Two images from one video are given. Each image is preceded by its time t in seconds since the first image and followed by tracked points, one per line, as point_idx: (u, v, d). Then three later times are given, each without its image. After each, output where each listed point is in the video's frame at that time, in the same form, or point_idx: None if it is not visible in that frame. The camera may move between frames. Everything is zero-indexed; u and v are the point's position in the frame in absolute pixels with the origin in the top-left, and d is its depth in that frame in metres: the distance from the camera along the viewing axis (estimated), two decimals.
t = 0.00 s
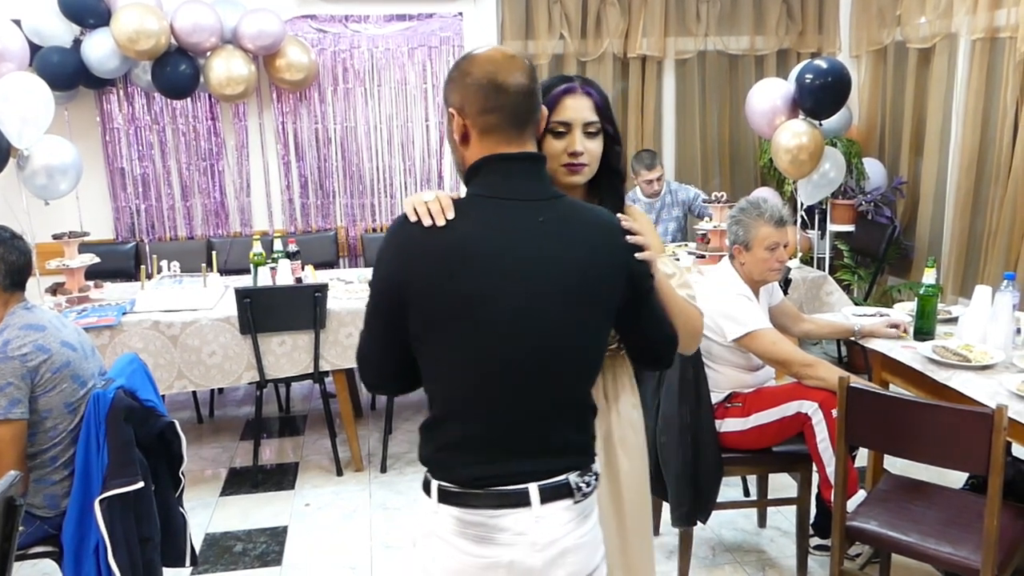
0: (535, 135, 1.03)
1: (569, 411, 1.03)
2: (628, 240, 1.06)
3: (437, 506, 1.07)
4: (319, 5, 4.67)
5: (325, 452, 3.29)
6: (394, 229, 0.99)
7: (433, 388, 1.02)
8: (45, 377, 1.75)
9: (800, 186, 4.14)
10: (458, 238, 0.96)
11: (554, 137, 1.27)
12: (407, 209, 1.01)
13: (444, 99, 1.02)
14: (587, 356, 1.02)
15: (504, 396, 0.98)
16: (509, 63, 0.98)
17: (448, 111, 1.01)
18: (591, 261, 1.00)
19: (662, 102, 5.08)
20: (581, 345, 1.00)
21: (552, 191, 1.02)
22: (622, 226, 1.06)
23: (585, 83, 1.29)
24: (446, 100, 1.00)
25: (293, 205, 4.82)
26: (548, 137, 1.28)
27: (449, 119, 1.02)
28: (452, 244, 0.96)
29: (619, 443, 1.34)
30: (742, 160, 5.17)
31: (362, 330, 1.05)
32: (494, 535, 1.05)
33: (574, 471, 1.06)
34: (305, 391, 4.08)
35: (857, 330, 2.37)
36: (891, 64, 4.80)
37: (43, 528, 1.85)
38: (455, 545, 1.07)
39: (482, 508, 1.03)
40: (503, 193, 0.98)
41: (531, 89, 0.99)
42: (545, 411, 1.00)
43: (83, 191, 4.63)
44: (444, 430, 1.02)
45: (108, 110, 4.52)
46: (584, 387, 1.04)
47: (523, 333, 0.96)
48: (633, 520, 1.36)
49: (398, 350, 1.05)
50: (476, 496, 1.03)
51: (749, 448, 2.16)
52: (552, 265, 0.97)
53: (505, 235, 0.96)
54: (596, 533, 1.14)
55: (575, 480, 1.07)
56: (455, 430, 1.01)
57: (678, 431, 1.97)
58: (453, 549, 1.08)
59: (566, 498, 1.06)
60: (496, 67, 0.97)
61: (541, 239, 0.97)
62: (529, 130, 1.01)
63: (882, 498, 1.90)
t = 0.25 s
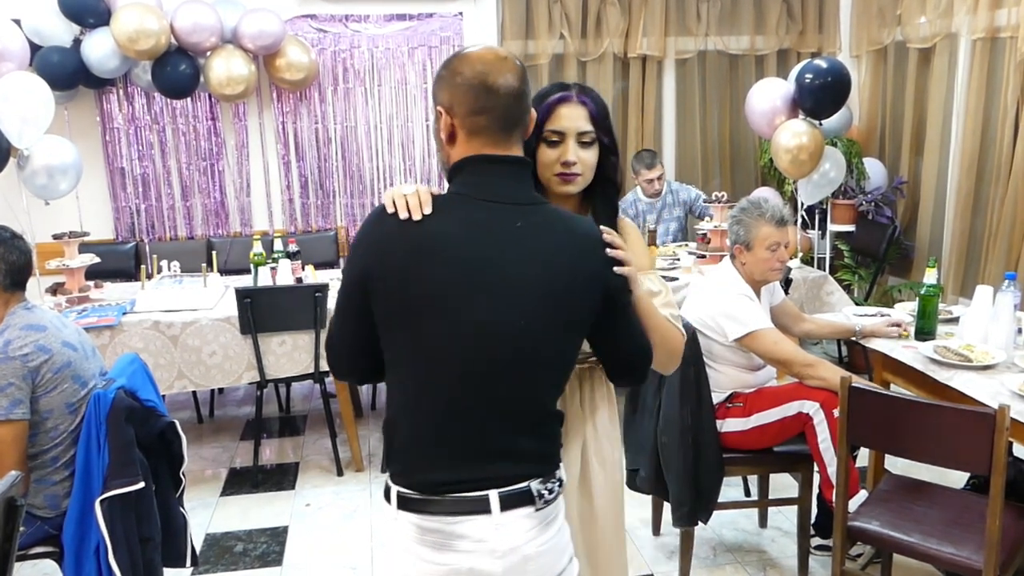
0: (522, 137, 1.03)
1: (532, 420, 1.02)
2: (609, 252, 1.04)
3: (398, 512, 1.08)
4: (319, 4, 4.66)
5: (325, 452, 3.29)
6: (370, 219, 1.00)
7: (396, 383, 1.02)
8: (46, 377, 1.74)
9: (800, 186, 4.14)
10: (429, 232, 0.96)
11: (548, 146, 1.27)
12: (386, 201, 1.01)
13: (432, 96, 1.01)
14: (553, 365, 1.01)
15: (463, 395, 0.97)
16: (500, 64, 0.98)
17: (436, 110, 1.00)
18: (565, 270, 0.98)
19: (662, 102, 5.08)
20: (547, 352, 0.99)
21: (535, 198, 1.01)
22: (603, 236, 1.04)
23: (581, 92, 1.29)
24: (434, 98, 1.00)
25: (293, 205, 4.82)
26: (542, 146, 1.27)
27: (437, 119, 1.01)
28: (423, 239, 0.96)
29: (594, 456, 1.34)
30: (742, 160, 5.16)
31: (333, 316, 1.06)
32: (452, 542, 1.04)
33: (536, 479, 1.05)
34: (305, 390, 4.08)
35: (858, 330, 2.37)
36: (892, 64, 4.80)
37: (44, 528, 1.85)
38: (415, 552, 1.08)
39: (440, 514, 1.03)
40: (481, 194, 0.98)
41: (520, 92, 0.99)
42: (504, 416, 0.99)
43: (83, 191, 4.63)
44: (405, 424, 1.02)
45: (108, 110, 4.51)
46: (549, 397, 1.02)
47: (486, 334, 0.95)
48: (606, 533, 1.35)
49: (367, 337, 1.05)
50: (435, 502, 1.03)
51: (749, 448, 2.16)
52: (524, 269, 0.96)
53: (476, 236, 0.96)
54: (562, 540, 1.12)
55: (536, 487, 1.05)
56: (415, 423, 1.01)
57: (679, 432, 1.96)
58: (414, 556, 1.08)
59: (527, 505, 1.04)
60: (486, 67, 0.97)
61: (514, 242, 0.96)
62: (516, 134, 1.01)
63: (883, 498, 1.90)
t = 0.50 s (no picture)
0: (525, 145, 1.03)
1: (513, 430, 1.01)
2: (601, 266, 1.04)
3: (376, 517, 1.09)
4: (318, 4, 4.66)
5: (324, 452, 3.29)
6: (363, 216, 1.00)
7: (379, 381, 1.02)
8: (45, 377, 1.74)
9: (799, 186, 4.14)
10: (418, 233, 0.97)
11: (544, 146, 1.27)
12: (381, 201, 1.02)
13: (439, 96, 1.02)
14: (537, 376, 1.00)
15: (443, 399, 0.97)
16: (509, 71, 0.98)
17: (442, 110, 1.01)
18: (554, 282, 0.98)
19: (662, 101, 5.08)
20: (531, 363, 0.98)
21: (532, 207, 1.01)
22: (596, 250, 1.04)
23: (578, 91, 1.27)
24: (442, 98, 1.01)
25: (292, 205, 4.82)
26: (540, 146, 1.27)
27: (442, 117, 1.02)
28: (413, 240, 0.96)
29: (596, 458, 1.34)
30: (742, 160, 5.17)
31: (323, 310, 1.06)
32: (428, 549, 1.04)
33: (515, 489, 1.04)
34: (304, 390, 4.08)
35: (857, 329, 2.37)
36: (891, 64, 4.80)
37: (43, 529, 1.84)
38: (394, 558, 1.08)
39: (416, 520, 1.03)
40: (474, 200, 0.98)
41: (526, 101, 0.99)
42: (484, 424, 0.98)
43: (83, 190, 4.62)
44: (385, 423, 1.02)
45: (107, 110, 4.51)
46: (531, 409, 1.01)
47: (469, 340, 0.95)
48: (611, 538, 1.33)
49: (356, 333, 1.06)
50: (412, 508, 1.03)
51: (749, 448, 2.16)
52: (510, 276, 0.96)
53: (465, 240, 0.96)
54: (542, 551, 1.12)
55: (515, 498, 1.04)
56: (395, 423, 1.00)
57: (679, 432, 1.96)
58: (393, 562, 1.08)
59: (504, 515, 1.03)
60: (493, 73, 0.97)
61: (503, 250, 0.96)
62: (517, 141, 1.01)
63: (883, 498, 1.90)
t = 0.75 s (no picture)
0: (535, 141, 1.02)
1: (526, 429, 1.01)
2: (616, 262, 1.01)
3: (393, 507, 1.09)
4: (318, 4, 4.66)
5: (324, 452, 3.29)
6: (376, 217, 1.02)
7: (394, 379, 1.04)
8: (45, 377, 1.74)
9: (799, 185, 4.14)
10: (427, 233, 0.98)
11: (561, 145, 1.27)
12: (395, 200, 1.03)
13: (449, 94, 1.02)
14: (549, 376, 0.99)
15: (453, 398, 0.98)
16: (515, 67, 0.98)
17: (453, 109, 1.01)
18: (563, 281, 0.96)
19: (661, 101, 5.08)
20: (541, 362, 0.98)
21: (545, 204, 1.01)
22: (611, 245, 1.02)
23: (594, 88, 1.26)
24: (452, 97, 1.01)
25: (292, 205, 4.82)
26: (556, 144, 1.27)
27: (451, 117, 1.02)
28: (421, 239, 0.97)
29: (619, 457, 1.31)
30: (741, 160, 5.17)
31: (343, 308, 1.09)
32: (443, 541, 1.05)
33: (532, 485, 1.04)
34: (304, 390, 4.08)
35: (857, 330, 2.38)
36: (891, 64, 4.80)
37: (43, 529, 1.85)
38: (412, 551, 1.08)
39: (432, 513, 1.04)
40: (483, 199, 0.98)
41: (531, 96, 0.98)
42: (494, 423, 0.98)
43: (82, 190, 4.63)
44: (400, 420, 1.04)
45: (107, 110, 4.51)
46: (545, 408, 1.01)
47: (477, 339, 0.95)
48: (632, 538, 1.31)
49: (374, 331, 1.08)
50: (428, 501, 1.04)
51: (749, 448, 2.16)
52: (519, 275, 0.95)
53: (473, 240, 0.96)
54: (558, 549, 1.11)
55: (532, 494, 1.04)
56: (408, 421, 1.02)
57: (678, 431, 1.97)
58: (410, 555, 1.09)
59: (521, 511, 1.03)
60: (499, 70, 0.97)
61: (510, 249, 0.96)
62: (528, 137, 1.01)
63: (882, 498, 1.90)
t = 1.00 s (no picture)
0: (544, 135, 1.02)
1: (555, 422, 1.01)
2: (634, 248, 1.00)
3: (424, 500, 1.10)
4: (317, 4, 4.66)
5: (323, 452, 3.29)
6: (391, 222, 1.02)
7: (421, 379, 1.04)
8: (43, 377, 1.74)
9: (798, 185, 4.14)
10: (442, 233, 0.98)
11: (584, 141, 1.27)
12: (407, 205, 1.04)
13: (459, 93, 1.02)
14: (575, 368, 0.99)
15: (480, 395, 0.98)
16: (522, 61, 0.98)
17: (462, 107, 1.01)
18: (582, 271, 0.96)
19: (660, 102, 5.08)
20: (566, 354, 0.98)
21: (559, 195, 1.01)
22: (628, 232, 1.01)
23: (618, 84, 1.26)
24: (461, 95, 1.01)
25: (291, 204, 4.82)
26: (580, 141, 1.27)
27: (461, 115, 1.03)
28: (437, 240, 0.98)
29: (652, 450, 1.34)
30: (740, 160, 5.17)
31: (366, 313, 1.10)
32: (474, 534, 1.05)
33: (563, 480, 1.05)
34: (303, 390, 4.08)
35: (856, 329, 2.38)
36: (890, 64, 4.80)
37: (41, 528, 1.85)
38: (443, 543, 1.08)
39: (463, 506, 1.04)
40: (496, 195, 0.98)
41: (538, 89, 0.98)
42: (523, 417, 0.99)
43: (81, 190, 4.63)
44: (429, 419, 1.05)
45: (106, 110, 4.51)
46: (573, 400, 1.01)
47: (500, 336, 0.96)
48: (661, 528, 1.34)
49: (398, 335, 1.09)
50: (459, 494, 1.04)
51: (748, 448, 2.16)
52: (537, 269, 0.95)
53: (489, 236, 0.96)
54: (588, 545, 1.12)
55: (563, 488, 1.05)
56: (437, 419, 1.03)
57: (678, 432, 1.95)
58: (440, 547, 1.09)
59: (552, 504, 1.04)
60: (507, 65, 0.97)
61: (526, 244, 0.96)
62: (537, 130, 1.01)
63: (881, 498, 1.90)
